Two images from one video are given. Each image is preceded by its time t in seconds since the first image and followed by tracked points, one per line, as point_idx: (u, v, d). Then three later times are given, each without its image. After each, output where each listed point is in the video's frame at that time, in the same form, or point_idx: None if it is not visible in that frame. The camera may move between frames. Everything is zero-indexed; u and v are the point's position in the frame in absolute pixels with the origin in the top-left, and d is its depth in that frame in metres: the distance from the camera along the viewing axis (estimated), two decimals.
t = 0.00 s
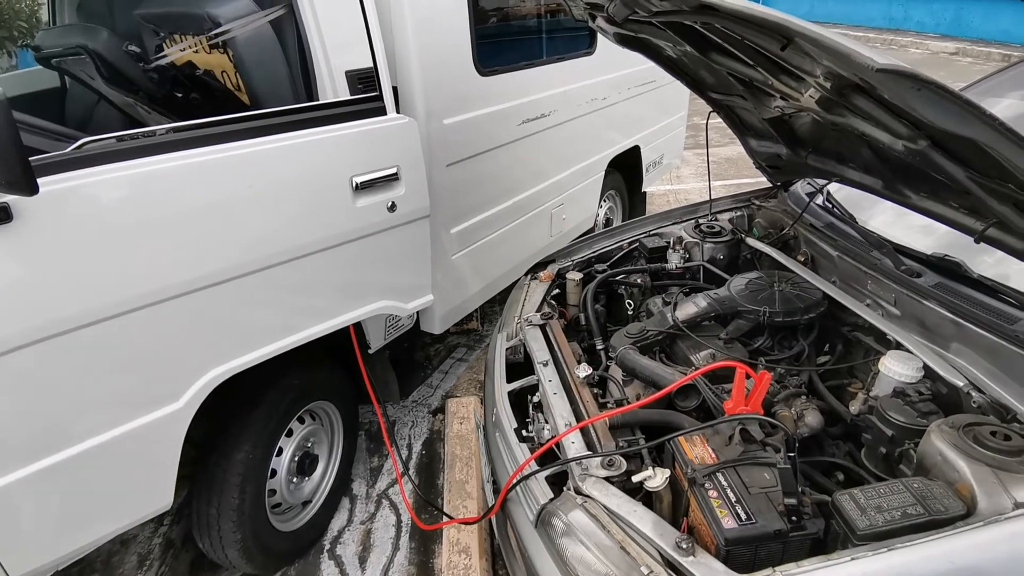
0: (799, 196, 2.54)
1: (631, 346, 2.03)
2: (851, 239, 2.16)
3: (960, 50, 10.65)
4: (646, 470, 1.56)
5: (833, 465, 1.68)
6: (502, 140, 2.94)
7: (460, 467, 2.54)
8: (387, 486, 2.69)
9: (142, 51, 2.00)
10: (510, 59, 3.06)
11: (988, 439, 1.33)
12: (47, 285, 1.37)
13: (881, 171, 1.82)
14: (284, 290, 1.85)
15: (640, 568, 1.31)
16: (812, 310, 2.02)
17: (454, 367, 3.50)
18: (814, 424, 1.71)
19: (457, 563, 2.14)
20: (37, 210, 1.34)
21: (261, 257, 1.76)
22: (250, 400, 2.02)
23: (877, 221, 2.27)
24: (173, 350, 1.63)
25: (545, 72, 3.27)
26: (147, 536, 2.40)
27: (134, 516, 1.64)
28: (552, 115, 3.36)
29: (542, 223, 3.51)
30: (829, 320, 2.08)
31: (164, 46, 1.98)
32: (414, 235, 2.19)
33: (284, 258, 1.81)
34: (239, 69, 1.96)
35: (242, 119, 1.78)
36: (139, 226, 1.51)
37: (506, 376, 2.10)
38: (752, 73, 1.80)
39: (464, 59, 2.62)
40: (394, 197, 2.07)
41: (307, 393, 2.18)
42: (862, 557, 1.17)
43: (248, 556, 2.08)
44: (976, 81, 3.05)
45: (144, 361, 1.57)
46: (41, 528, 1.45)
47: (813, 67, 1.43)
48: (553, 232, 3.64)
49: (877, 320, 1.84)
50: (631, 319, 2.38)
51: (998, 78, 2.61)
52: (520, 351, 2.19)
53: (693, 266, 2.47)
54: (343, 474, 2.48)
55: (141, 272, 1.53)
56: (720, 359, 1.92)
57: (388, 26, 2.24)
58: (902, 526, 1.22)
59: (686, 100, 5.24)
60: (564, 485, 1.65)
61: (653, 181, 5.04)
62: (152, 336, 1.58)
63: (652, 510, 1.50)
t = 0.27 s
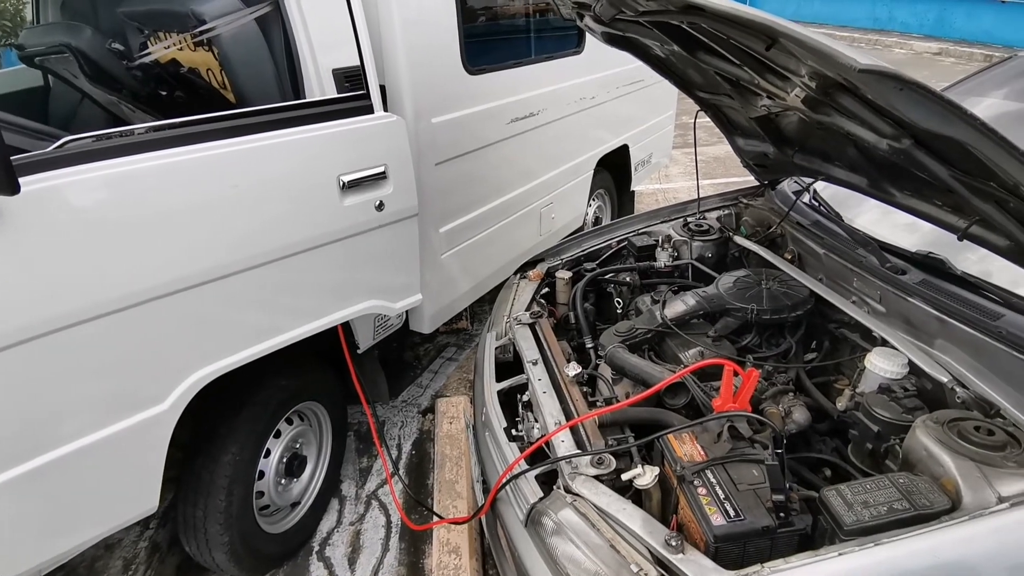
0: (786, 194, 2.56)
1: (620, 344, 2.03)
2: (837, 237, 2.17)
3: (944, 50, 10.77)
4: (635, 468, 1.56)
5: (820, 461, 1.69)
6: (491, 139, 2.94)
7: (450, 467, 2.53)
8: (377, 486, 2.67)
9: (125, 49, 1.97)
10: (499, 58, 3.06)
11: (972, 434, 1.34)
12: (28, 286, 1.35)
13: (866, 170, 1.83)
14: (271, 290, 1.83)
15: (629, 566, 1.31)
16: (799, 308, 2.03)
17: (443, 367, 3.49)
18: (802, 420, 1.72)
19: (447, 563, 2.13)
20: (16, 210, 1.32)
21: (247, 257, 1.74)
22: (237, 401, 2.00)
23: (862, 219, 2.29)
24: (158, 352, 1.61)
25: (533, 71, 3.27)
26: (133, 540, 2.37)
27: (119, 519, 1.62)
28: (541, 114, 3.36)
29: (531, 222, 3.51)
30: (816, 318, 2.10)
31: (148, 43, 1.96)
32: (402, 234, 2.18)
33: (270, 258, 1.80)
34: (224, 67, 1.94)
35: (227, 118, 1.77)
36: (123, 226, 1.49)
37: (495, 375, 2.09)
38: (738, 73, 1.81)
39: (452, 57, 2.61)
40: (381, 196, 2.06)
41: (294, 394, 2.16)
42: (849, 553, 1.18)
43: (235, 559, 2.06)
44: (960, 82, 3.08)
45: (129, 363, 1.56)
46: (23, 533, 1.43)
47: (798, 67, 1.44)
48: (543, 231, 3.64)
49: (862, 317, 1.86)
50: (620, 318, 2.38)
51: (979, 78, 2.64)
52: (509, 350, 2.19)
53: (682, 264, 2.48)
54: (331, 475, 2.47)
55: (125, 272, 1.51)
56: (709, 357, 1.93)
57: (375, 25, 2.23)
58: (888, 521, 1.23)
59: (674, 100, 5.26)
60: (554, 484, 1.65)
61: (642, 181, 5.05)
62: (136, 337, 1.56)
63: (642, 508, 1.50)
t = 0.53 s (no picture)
0: (771, 189, 2.57)
1: (607, 339, 2.03)
2: (821, 231, 2.18)
3: (926, 47, 10.89)
4: (622, 462, 1.56)
5: (805, 453, 1.71)
6: (477, 134, 2.92)
7: (438, 463, 2.53)
8: (364, 484, 2.66)
9: (105, 43, 1.95)
10: (484, 53, 3.04)
11: (954, 425, 1.35)
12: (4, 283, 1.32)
13: (850, 165, 1.84)
14: (254, 286, 1.81)
15: (616, 561, 1.31)
16: (784, 302, 2.04)
17: (430, 363, 3.48)
18: (787, 413, 1.74)
19: (435, 560, 2.12)
20: None
21: (230, 253, 1.72)
22: (220, 399, 1.98)
23: (846, 213, 2.30)
24: (139, 349, 1.58)
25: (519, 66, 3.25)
26: (115, 541, 2.34)
27: (101, 520, 1.59)
28: (527, 109, 3.34)
29: (518, 218, 3.50)
30: (801, 312, 2.11)
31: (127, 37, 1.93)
32: (387, 229, 2.16)
33: (253, 253, 1.78)
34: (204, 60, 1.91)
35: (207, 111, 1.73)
36: (101, 221, 1.46)
37: (482, 371, 2.09)
38: (723, 67, 1.81)
39: (437, 52, 2.59)
40: (366, 191, 2.04)
41: (279, 391, 2.14)
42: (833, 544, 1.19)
43: (220, 558, 2.04)
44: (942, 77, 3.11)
45: (108, 361, 1.53)
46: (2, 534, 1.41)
47: (782, 61, 1.44)
48: (529, 227, 3.64)
49: (846, 310, 1.87)
50: (607, 313, 2.39)
51: (960, 74, 2.67)
52: (496, 346, 2.18)
53: (668, 259, 2.49)
54: (318, 473, 2.45)
55: (104, 269, 1.48)
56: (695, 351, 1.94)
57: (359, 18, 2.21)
58: (872, 512, 1.24)
59: (660, 95, 5.27)
60: (541, 479, 1.65)
61: (629, 176, 5.05)
62: (117, 335, 1.54)
63: (629, 502, 1.50)
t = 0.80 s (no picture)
0: (757, 180, 2.58)
1: (594, 331, 2.03)
2: (807, 222, 2.19)
3: (910, 40, 10.98)
4: (609, 453, 1.57)
5: (791, 442, 1.72)
6: (464, 126, 2.91)
7: (426, 456, 2.52)
8: (352, 478, 2.65)
9: (83, 34, 1.90)
10: (471, 44, 3.02)
11: (936, 413, 1.37)
12: None
13: (835, 156, 1.85)
14: (238, 280, 1.79)
15: (604, 551, 1.32)
16: (770, 292, 2.05)
17: (418, 357, 3.47)
18: (773, 403, 1.75)
19: (424, 553, 2.13)
20: None
21: (213, 245, 1.70)
22: (205, 394, 1.96)
23: (831, 204, 2.31)
24: (121, 344, 1.56)
25: (506, 58, 3.24)
26: (100, 539, 2.31)
27: (84, 516, 1.57)
28: (514, 101, 3.33)
29: (505, 210, 3.49)
30: (786, 302, 2.12)
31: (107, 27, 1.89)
32: (373, 222, 2.14)
33: (237, 246, 1.75)
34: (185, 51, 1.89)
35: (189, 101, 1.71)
36: (81, 214, 1.44)
37: (470, 363, 2.08)
38: (709, 57, 1.81)
39: (423, 43, 2.56)
40: (351, 183, 2.02)
41: (265, 386, 2.12)
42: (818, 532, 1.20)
43: (207, 554, 2.03)
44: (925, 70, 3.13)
45: (90, 356, 1.50)
46: None
47: (768, 50, 1.44)
48: (517, 220, 3.63)
49: (831, 301, 1.88)
50: (594, 305, 2.39)
51: (943, 66, 2.69)
52: (484, 339, 2.18)
53: (655, 251, 2.49)
54: (305, 467, 2.44)
55: (84, 262, 1.45)
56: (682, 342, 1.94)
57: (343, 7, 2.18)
58: (856, 499, 1.25)
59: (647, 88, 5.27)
60: (529, 471, 1.65)
61: (616, 169, 5.06)
62: (98, 329, 1.51)
63: (616, 493, 1.50)
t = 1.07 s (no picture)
0: (742, 162, 2.58)
1: (579, 314, 2.03)
2: (790, 203, 2.19)
3: (896, 22, 10.99)
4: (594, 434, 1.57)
5: (774, 421, 1.74)
6: (448, 108, 2.87)
7: (413, 441, 2.53)
8: (339, 463, 2.64)
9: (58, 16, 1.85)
10: (454, 25, 2.98)
11: (915, 390, 1.39)
12: None
13: (818, 136, 1.85)
14: (218, 265, 1.76)
15: (587, 530, 1.33)
16: (754, 273, 2.06)
17: (405, 342, 3.46)
18: (756, 383, 1.76)
19: (411, 536, 2.14)
20: None
21: (191, 230, 1.67)
22: (187, 381, 1.94)
23: (815, 185, 2.32)
24: (98, 331, 1.53)
25: (490, 39, 3.19)
26: (84, 527, 2.30)
27: (64, 504, 1.56)
28: (499, 83, 3.29)
29: (491, 194, 3.47)
30: (770, 283, 2.13)
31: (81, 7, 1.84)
32: (356, 205, 2.12)
33: (216, 231, 1.73)
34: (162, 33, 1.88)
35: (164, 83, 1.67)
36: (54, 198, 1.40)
37: (455, 347, 2.07)
38: (692, 36, 1.80)
39: (405, 23, 2.52)
40: (332, 166, 1.98)
41: (248, 372, 2.10)
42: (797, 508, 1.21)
43: (192, 541, 2.02)
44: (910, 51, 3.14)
45: (66, 343, 1.48)
46: None
47: (750, 28, 1.43)
48: (503, 203, 3.61)
49: (814, 281, 1.89)
50: (580, 287, 2.39)
51: (927, 47, 2.69)
52: (469, 322, 2.17)
53: (640, 233, 2.49)
54: (291, 453, 2.43)
55: (58, 247, 1.42)
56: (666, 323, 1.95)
57: None
58: (835, 475, 1.27)
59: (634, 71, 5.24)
60: (513, 453, 1.65)
61: (603, 152, 5.04)
62: (75, 316, 1.48)
63: (601, 473, 1.51)
